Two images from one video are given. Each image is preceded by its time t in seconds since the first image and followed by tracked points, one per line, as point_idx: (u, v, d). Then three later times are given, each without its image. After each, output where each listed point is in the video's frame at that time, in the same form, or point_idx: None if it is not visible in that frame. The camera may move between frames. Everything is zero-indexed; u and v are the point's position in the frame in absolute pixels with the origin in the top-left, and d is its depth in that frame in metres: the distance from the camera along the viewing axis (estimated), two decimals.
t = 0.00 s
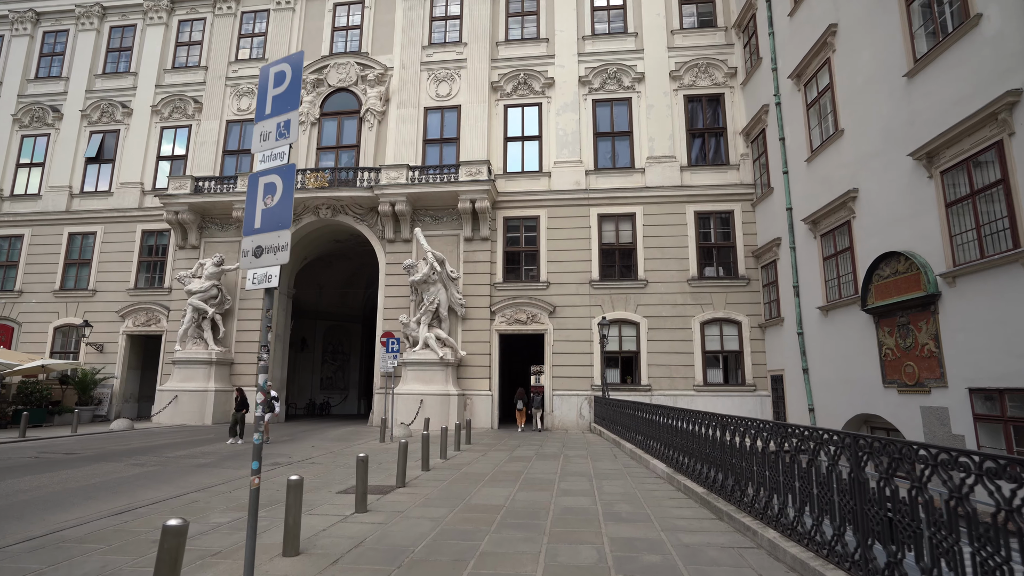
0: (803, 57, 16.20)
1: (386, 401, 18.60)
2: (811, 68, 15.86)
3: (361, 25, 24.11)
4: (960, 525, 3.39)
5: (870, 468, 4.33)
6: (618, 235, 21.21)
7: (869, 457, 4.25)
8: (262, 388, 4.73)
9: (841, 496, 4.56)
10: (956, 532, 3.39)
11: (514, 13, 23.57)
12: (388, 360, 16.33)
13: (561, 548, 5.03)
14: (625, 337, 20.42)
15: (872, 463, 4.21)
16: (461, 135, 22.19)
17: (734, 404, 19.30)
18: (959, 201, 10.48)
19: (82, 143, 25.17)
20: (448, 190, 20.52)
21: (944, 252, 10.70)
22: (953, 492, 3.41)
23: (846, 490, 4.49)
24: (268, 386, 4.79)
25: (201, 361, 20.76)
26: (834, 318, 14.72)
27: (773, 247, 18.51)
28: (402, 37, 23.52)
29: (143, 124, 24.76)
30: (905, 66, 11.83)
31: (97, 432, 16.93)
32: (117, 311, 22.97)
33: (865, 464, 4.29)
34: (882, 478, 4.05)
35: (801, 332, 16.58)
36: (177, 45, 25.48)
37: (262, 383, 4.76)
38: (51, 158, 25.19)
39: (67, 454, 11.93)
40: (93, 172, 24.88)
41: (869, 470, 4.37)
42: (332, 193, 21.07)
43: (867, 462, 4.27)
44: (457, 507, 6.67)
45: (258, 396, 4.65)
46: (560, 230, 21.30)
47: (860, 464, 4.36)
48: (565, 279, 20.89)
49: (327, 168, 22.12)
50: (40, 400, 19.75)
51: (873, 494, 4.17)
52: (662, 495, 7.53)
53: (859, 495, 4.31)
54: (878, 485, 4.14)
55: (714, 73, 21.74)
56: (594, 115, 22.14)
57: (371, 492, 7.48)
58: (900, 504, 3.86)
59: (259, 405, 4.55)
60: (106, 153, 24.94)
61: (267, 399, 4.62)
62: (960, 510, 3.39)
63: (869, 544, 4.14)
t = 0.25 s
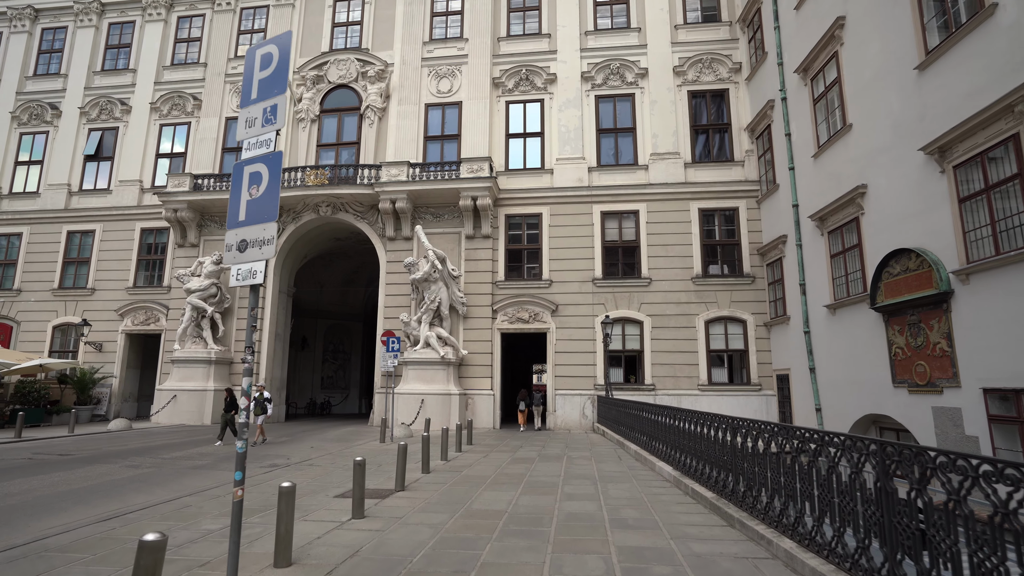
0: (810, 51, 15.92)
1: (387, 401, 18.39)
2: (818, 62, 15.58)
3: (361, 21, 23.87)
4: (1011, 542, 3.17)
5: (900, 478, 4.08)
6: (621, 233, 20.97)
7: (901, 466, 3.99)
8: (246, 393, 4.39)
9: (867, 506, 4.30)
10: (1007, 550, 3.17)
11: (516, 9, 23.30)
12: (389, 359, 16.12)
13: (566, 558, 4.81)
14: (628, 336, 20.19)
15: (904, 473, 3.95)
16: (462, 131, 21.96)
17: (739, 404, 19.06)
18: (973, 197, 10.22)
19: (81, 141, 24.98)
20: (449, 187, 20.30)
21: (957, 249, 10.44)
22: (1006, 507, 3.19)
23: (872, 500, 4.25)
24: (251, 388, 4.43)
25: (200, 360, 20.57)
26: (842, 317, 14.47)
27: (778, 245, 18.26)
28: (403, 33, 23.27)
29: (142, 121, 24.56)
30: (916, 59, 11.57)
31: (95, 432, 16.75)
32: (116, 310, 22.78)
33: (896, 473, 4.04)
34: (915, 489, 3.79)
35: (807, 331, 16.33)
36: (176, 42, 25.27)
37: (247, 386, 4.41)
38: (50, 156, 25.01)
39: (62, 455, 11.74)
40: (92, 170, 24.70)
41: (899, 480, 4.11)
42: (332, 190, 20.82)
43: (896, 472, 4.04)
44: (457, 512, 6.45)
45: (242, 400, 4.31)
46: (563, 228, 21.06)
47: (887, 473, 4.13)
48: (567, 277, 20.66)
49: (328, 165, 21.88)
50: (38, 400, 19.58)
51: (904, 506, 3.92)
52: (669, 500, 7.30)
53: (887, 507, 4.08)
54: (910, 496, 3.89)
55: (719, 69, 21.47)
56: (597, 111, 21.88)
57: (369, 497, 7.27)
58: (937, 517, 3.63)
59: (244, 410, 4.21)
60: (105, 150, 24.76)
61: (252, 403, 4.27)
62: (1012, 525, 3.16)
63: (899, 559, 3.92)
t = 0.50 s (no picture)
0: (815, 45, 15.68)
1: (387, 401, 18.19)
2: (824, 57, 15.32)
3: (361, 18, 23.66)
4: None
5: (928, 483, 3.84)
6: (624, 231, 20.74)
7: (930, 470, 3.76)
8: (226, 391, 4.24)
9: (892, 513, 4.07)
10: None
11: (517, 5, 23.08)
12: (389, 358, 15.92)
13: (569, 565, 4.60)
14: (631, 335, 19.96)
15: (934, 478, 3.71)
16: (463, 129, 21.75)
17: (743, 403, 18.83)
18: (986, 192, 9.98)
19: (80, 139, 24.83)
20: (450, 185, 20.09)
21: (969, 245, 10.21)
22: None
23: (898, 507, 4.02)
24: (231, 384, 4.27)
25: (199, 360, 20.38)
26: (849, 315, 14.22)
27: (783, 243, 18.02)
28: (403, 29, 23.04)
29: (140, 119, 24.38)
30: (925, 51, 11.33)
31: (92, 433, 16.57)
32: (114, 310, 22.62)
33: (924, 478, 3.80)
34: (948, 495, 3.55)
35: (813, 330, 16.09)
36: (175, 40, 25.10)
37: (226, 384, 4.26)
38: (49, 154, 24.86)
39: (57, 456, 11.57)
40: (91, 169, 24.55)
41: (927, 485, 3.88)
42: (332, 189, 20.60)
43: (925, 476, 3.80)
44: (457, 516, 6.24)
45: (222, 399, 4.15)
46: (564, 226, 20.85)
47: (914, 477, 3.90)
48: (569, 276, 20.43)
49: (327, 163, 21.66)
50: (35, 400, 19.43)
51: (934, 513, 3.68)
52: (676, 503, 7.08)
53: (915, 513, 3.85)
54: (941, 503, 3.65)
55: (722, 65, 21.22)
56: (599, 109, 21.66)
57: (366, 499, 7.06)
58: (973, 526, 3.39)
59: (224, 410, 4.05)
60: (103, 149, 24.59)
61: (232, 402, 4.12)
62: None
63: (930, 570, 3.69)
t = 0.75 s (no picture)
0: (820, 40, 15.44)
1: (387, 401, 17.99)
2: (829, 52, 15.09)
3: (360, 16, 23.46)
4: None
5: (959, 489, 3.60)
6: (626, 229, 20.51)
7: (961, 475, 3.52)
8: (200, 391, 4.10)
9: (918, 520, 3.83)
10: None
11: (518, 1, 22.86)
12: (388, 358, 15.72)
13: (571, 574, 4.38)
14: (633, 335, 19.73)
15: (966, 484, 3.47)
16: (463, 127, 21.53)
17: (747, 403, 18.60)
18: (997, 186, 9.74)
19: (77, 138, 24.66)
20: (450, 183, 19.88)
21: (980, 241, 9.98)
22: None
23: (924, 513, 3.79)
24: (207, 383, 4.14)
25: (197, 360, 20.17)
26: (855, 313, 13.98)
27: (787, 241, 17.79)
28: (402, 27, 22.84)
29: (138, 118, 24.20)
30: (934, 44, 11.09)
31: (88, 434, 16.39)
32: (112, 310, 22.44)
33: (954, 483, 3.57)
34: (982, 502, 3.33)
35: (818, 328, 15.85)
36: (173, 38, 24.91)
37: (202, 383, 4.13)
38: (47, 153, 24.70)
39: (50, 457, 11.38)
40: (89, 168, 24.38)
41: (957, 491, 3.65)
42: (331, 187, 20.39)
43: (954, 481, 3.57)
44: (455, 520, 6.02)
45: (196, 400, 4.02)
46: (566, 224, 20.62)
47: (942, 482, 3.67)
48: (571, 274, 20.21)
49: (326, 161, 21.45)
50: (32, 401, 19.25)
51: (967, 521, 3.45)
52: (682, 506, 6.86)
53: (944, 520, 3.62)
54: (974, 511, 3.42)
55: (725, 61, 20.99)
56: (600, 106, 21.45)
57: (362, 503, 6.85)
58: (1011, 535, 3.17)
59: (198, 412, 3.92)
60: (101, 148, 24.43)
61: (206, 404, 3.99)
62: None
63: None
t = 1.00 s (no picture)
0: (826, 36, 15.21)
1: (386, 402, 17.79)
2: (834, 48, 14.86)
3: (360, 13, 23.28)
4: None
5: (993, 502, 3.35)
6: (628, 228, 20.30)
7: (996, 487, 3.27)
8: (169, 395, 3.90)
9: (947, 534, 3.57)
10: None
11: None
12: (388, 359, 15.52)
13: None
14: (636, 335, 19.51)
15: (1003, 497, 3.21)
16: (464, 125, 21.34)
17: (752, 404, 18.36)
18: (1010, 183, 9.51)
19: (76, 137, 24.51)
20: (450, 181, 19.68)
21: (992, 239, 9.73)
22: None
23: (953, 527, 3.53)
24: (177, 386, 3.93)
25: (194, 361, 19.97)
26: (862, 313, 13.73)
27: (792, 239, 17.57)
28: (403, 24, 22.65)
29: (137, 117, 24.04)
30: (943, 38, 10.86)
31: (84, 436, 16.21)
32: (110, 310, 22.28)
33: (988, 495, 3.31)
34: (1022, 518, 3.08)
35: (824, 328, 15.61)
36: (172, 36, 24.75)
37: (171, 387, 3.93)
38: (45, 153, 24.56)
39: (43, 460, 11.20)
40: (87, 168, 24.23)
41: (990, 503, 3.39)
42: (330, 186, 20.22)
43: (987, 493, 3.33)
44: (452, 527, 5.82)
45: (165, 405, 3.82)
46: (567, 223, 20.42)
47: (974, 493, 3.42)
48: (573, 274, 20.00)
49: (326, 160, 21.26)
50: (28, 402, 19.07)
51: (1002, 537, 3.19)
52: (687, 512, 6.64)
53: (976, 536, 3.36)
54: (1012, 526, 3.16)
55: (728, 59, 20.77)
56: (602, 104, 21.22)
57: (356, 508, 6.66)
58: None
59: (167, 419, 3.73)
60: (100, 147, 24.27)
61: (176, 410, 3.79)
62: None
63: None
